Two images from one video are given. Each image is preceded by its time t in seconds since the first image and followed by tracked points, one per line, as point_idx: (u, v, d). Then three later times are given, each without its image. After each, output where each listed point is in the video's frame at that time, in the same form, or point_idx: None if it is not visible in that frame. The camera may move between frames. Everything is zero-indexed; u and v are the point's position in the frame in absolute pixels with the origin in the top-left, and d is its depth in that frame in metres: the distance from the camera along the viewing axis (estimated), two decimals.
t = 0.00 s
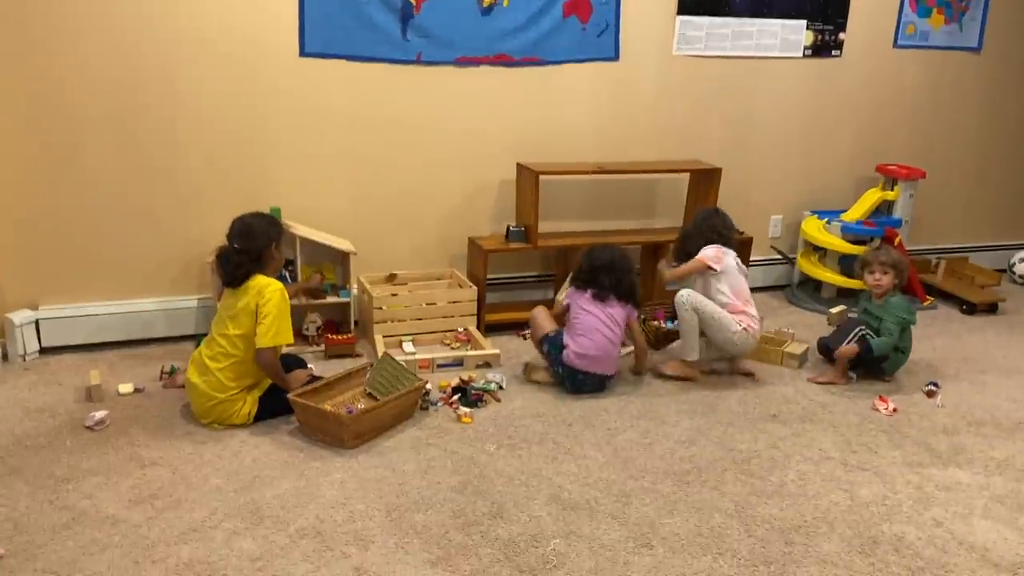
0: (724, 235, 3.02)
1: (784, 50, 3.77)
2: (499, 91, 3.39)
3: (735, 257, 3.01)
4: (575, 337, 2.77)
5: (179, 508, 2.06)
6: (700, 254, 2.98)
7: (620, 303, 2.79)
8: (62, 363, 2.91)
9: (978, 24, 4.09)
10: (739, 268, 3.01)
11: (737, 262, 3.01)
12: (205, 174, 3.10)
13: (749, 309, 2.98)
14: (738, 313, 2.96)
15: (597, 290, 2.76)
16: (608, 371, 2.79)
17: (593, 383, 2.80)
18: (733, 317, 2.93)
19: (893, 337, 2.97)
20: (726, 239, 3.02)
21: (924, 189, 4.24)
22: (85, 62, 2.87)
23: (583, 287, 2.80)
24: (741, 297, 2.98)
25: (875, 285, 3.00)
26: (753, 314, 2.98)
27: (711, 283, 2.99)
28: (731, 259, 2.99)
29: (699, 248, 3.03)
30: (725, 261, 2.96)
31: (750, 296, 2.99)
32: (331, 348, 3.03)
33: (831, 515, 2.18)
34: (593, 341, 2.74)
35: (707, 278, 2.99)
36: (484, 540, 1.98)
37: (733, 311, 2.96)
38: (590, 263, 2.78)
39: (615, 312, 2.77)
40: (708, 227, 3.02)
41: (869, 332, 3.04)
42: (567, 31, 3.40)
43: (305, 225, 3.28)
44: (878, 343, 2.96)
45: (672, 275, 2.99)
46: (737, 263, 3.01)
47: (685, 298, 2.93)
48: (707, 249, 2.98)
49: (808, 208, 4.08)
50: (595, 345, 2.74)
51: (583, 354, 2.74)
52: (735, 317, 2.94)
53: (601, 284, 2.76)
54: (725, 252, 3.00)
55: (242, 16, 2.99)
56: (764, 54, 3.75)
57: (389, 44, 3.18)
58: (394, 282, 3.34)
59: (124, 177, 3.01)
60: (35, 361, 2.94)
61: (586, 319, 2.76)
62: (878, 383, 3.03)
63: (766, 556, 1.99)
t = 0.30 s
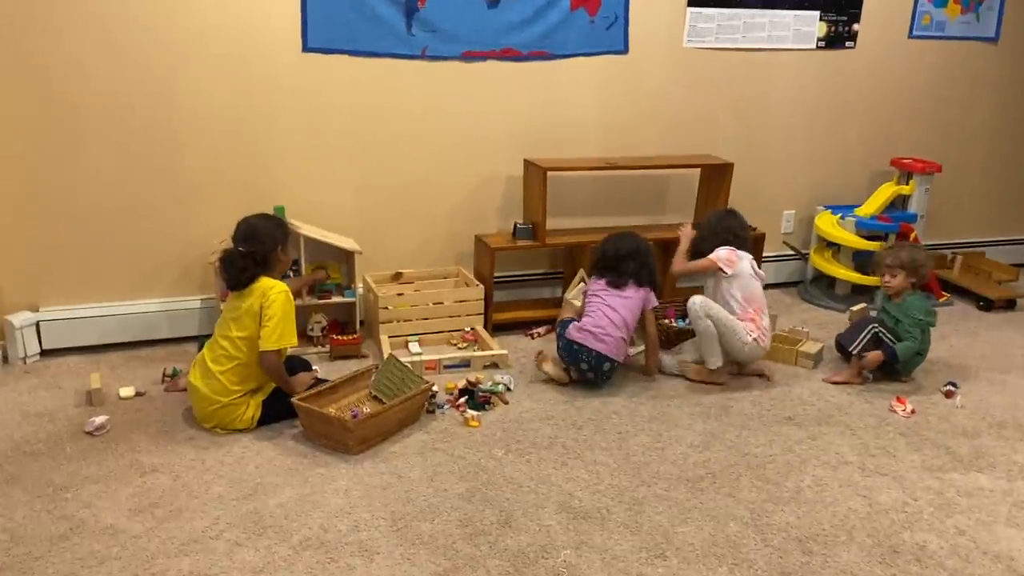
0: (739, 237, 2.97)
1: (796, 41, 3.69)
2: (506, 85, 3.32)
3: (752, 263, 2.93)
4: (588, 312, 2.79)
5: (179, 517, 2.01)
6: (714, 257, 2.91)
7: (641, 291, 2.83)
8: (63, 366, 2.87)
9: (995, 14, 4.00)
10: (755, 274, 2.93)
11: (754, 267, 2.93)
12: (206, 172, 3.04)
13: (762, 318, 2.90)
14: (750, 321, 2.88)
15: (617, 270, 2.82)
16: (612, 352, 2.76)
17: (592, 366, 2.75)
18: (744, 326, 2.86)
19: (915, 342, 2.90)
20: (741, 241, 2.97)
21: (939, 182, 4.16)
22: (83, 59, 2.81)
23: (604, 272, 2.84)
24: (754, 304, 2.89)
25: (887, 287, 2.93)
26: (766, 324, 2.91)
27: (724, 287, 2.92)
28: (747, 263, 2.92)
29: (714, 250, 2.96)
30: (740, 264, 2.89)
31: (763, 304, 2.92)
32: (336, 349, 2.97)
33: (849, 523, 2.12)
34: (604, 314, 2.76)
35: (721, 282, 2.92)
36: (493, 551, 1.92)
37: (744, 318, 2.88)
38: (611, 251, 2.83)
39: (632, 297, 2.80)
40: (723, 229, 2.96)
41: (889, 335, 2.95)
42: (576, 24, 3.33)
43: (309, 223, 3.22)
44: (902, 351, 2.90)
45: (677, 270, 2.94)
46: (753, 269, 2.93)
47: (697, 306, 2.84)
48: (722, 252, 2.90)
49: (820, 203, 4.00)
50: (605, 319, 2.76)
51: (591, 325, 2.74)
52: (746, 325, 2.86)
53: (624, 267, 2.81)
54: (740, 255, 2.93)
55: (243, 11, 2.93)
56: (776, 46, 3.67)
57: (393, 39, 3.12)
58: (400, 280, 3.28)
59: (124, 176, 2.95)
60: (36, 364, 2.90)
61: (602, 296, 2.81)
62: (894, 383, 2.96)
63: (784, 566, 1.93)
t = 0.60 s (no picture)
0: (764, 263, 2.83)
1: (811, 43, 3.62)
2: (515, 91, 3.27)
3: (769, 294, 2.80)
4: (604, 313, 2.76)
5: (182, 537, 1.97)
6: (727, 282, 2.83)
7: (659, 290, 2.79)
8: (67, 378, 2.84)
9: (1015, 14, 3.91)
10: (773, 305, 2.80)
11: (773, 298, 2.80)
12: (212, 181, 3.01)
13: (767, 354, 2.80)
14: (753, 356, 2.80)
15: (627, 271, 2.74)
16: (631, 352, 2.73)
17: (608, 367, 2.71)
18: (744, 358, 2.79)
19: (932, 357, 2.82)
20: (767, 269, 2.83)
21: (958, 185, 4.07)
22: (86, 67, 2.77)
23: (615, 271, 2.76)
24: (759, 337, 2.80)
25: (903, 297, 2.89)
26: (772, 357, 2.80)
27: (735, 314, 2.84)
28: (764, 293, 2.80)
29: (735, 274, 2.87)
30: (752, 294, 2.79)
31: (773, 337, 2.81)
32: (343, 360, 2.92)
33: (870, 542, 2.05)
34: (621, 315, 2.73)
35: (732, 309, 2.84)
36: (502, 573, 1.87)
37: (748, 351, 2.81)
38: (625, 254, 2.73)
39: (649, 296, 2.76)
40: (746, 252, 2.83)
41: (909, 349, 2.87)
42: (586, 27, 3.27)
43: (316, 231, 3.18)
44: (919, 367, 2.83)
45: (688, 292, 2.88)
46: (770, 298, 2.80)
47: (698, 323, 2.86)
48: (734, 280, 2.81)
49: (836, 207, 3.93)
50: (623, 319, 2.73)
51: (607, 327, 2.71)
52: (746, 358, 2.80)
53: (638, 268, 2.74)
54: (757, 282, 2.82)
55: (247, 17, 2.89)
56: (791, 48, 3.60)
57: (401, 44, 3.07)
58: (408, 289, 3.23)
59: (129, 185, 2.92)
60: (40, 377, 2.87)
61: (618, 296, 2.76)
62: (915, 394, 2.89)
63: None
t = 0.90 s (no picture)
0: (776, 279, 2.74)
1: (820, 48, 3.59)
2: (521, 98, 3.24)
3: (780, 314, 2.74)
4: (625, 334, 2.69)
5: (183, 552, 1.94)
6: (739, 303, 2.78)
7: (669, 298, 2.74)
8: (71, 389, 2.83)
9: None
10: (786, 327, 2.74)
11: (786, 319, 2.74)
12: (217, 191, 2.99)
13: (776, 372, 2.76)
14: (760, 375, 2.77)
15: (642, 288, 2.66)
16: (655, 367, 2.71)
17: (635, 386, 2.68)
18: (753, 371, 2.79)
19: (942, 369, 2.78)
20: (779, 284, 2.74)
21: (971, 191, 4.02)
22: (89, 76, 2.77)
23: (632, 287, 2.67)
24: (768, 356, 2.76)
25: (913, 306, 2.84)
26: (782, 375, 2.76)
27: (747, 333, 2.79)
28: (776, 314, 2.73)
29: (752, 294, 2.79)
30: (763, 317, 2.73)
31: (783, 356, 2.76)
32: (348, 370, 2.90)
33: (882, 558, 2.01)
34: (644, 334, 2.67)
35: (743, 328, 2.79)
36: None
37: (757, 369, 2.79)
38: (637, 270, 2.65)
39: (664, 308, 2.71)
40: (760, 266, 2.74)
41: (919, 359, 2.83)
42: (593, 33, 3.24)
43: (321, 240, 3.16)
44: (928, 378, 2.79)
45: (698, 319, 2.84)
46: (783, 319, 2.74)
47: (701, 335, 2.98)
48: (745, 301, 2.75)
49: (847, 213, 3.88)
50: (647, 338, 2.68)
51: (637, 352, 2.67)
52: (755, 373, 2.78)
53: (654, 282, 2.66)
54: (770, 303, 2.74)
55: (252, 27, 2.87)
56: (800, 52, 3.56)
57: (405, 52, 3.05)
58: (414, 298, 3.20)
59: (133, 195, 2.91)
60: (45, 388, 2.86)
61: (636, 315, 2.68)
62: (927, 404, 2.84)
63: None
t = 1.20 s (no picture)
0: (789, 279, 2.71)
1: (824, 49, 3.55)
2: (522, 101, 3.22)
3: (804, 314, 2.72)
4: (631, 360, 2.57)
5: (176, 563, 1.92)
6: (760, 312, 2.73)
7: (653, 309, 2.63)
8: (68, 397, 2.80)
9: None
10: (805, 329, 2.73)
11: (807, 320, 2.73)
12: (215, 196, 2.97)
13: (788, 370, 2.75)
14: (771, 375, 2.76)
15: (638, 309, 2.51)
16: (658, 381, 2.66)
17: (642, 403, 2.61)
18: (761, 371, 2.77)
19: (949, 372, 2.72)
20: (794, 282, 2.71)
21: (978, 193, 3.97)
22: (86, 81, 2.75)
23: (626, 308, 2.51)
24: (783, 352, 2.74)
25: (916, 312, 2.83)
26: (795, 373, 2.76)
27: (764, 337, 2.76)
28: (797, 316, 2.71)
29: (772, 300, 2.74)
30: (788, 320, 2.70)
31: (798, 355, 2.75)
32: (347, 376, 2.87)
33: (889, 568, 1.96)
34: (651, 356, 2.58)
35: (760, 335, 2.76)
36: None
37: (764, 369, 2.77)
38: (631, 291, 2.48)
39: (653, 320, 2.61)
40: (774, 269, 2.71)
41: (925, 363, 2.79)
42: (594, 35, 3.21)
43: (320, 246, 3.14)
44: (935, 380, 2.73)
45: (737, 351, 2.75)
46: (804, 322, 2.73)
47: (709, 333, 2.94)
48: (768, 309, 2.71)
49: (852, 217, 3.84)
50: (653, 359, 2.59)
51: (652, 383, 2.59)
52: (764, 371, 2.77)
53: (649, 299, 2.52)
54: (791, 307, 2.71)
55: (249, 31, 2.85)
56: (803, 54, 3.53)
57: (405, 55, 3.02)
58: (413, 303, 3.18)
59: (130, 201, 2.89)
60: (41, 395, 2.84)
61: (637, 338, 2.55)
62: (934, 410, 2.80)
63: None
